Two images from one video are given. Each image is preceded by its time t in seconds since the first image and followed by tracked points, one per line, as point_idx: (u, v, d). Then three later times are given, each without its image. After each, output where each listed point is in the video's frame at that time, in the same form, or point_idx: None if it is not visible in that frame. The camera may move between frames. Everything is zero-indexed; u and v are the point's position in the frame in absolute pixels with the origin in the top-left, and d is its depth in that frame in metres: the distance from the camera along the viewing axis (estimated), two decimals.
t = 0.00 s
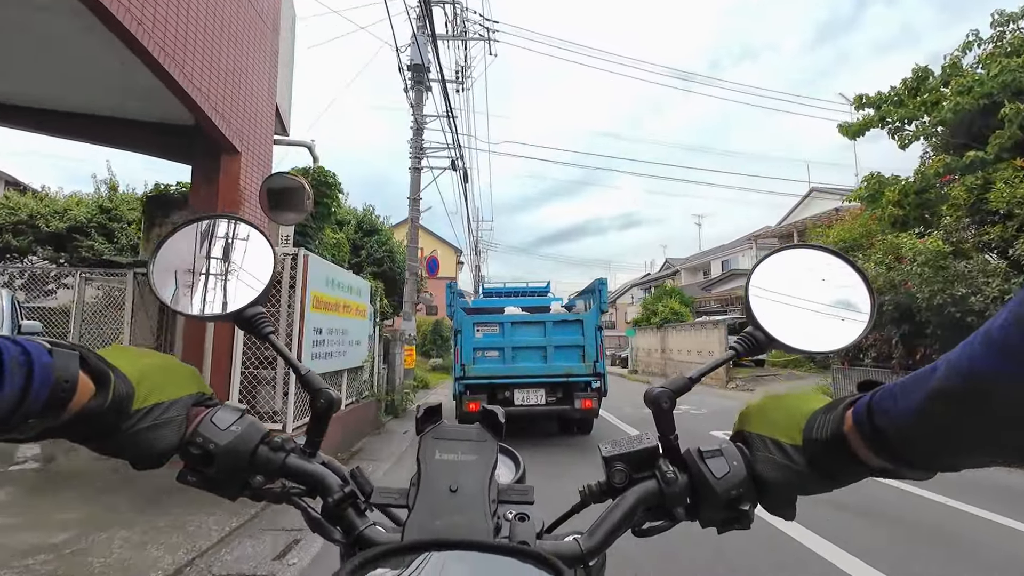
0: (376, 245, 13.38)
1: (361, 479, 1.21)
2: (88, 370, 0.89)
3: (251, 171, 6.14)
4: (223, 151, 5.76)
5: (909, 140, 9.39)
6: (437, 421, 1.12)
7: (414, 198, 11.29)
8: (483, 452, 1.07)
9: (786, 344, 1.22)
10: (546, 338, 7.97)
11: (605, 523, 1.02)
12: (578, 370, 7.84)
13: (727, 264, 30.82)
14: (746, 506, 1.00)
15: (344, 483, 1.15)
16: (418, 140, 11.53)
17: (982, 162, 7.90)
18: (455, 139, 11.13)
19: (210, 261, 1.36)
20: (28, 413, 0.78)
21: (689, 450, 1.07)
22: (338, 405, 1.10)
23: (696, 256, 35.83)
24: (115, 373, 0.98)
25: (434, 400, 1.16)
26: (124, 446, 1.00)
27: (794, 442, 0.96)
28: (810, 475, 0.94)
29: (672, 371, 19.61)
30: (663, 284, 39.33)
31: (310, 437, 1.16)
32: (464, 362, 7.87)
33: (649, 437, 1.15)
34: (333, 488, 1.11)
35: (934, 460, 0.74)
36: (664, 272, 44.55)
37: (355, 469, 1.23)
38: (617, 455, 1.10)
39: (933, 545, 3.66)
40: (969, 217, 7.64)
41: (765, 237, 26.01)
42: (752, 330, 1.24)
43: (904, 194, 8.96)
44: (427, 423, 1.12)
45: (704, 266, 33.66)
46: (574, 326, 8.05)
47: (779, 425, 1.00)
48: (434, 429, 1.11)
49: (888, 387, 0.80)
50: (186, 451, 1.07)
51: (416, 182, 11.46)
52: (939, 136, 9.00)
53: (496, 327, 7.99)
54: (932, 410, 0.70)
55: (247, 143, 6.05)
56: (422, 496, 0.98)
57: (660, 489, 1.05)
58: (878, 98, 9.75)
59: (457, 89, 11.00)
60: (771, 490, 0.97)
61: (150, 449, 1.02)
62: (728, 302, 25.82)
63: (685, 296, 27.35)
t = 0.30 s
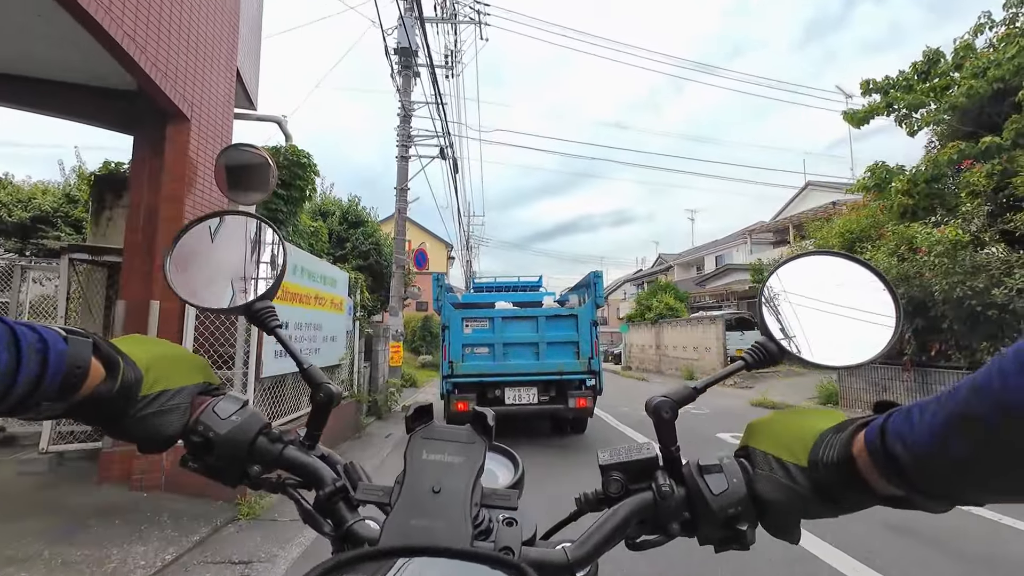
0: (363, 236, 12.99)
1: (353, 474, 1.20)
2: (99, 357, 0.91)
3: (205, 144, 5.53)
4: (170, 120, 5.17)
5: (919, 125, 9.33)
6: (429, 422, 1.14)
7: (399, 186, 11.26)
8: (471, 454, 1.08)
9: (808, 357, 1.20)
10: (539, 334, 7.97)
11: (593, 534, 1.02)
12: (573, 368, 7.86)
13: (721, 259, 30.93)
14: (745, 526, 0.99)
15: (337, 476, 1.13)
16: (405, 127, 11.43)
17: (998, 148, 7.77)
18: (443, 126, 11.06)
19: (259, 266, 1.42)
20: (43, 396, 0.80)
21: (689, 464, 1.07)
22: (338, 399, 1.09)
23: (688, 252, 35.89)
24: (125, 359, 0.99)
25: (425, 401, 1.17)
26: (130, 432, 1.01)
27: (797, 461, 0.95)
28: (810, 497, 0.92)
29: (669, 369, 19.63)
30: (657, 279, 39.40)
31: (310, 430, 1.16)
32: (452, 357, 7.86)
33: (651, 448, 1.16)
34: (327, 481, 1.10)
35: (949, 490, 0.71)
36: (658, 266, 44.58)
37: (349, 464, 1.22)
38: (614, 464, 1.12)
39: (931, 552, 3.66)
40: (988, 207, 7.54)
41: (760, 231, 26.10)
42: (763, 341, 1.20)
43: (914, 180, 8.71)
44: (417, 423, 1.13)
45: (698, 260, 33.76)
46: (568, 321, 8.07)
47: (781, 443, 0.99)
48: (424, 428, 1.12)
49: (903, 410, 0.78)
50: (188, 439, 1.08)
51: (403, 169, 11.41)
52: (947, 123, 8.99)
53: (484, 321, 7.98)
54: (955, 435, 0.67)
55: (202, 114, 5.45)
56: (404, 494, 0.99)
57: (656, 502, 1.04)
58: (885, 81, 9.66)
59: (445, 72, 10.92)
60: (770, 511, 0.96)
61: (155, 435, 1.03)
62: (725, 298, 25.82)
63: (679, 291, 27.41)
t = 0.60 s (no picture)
0: (346, 227, 12.81)
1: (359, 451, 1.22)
2: (127, 332, 0.97)
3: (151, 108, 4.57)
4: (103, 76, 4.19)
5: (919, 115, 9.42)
6: (429, 406, 1.19)
7: (385, 175, 11.22)
8: (467, 438, 1.13)
9: (877, 356, 1.27)
10: (527, 328, 8.04)
11: (589, 523, 1.05)
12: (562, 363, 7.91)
13: (711, 253, 31.17)
14: (744, 523, 1.02)
15: (343, 454, 1.18)
16: (389, 114, 11.37)
17: (1003, 136, 7.89)
18: (428, 111, 11.06)
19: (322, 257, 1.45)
20: (77, 366, 0.87)
21: (691, 460, 1.10)
22: (348, 379, 1.13)
23: (677, 246, 36.06)
24: (149, 336, 1.03)
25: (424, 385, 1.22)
26: (151, 404, 1.04)
27: (802, 461, 0.97)
28: (813, 501, 0.94)
29: (660, 363, 19.73)
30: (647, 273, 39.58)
31: (320, 409, 1.20)
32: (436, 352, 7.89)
33: (652, 441, 1.21)
34: (333, 458, 1.15)
35: (975, 493, 0.72)
36: (647, 260, 44.77)
37: (356, 444, 1.24)
38: (616, 456, 1.16)
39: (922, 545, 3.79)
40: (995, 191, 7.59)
41: (751, 225, 26.32)
42: (777, 335, 1.26)
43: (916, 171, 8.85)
44: (417, 406, 1.19)
45: (687, 255, 34.00)
46: (557, 315, 8.15)
47: (789, 442, 1.01)
48: (423, 412, 1.18)
49: (919, 412, 0.79)
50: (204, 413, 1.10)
51: (388, 156, 11.38)
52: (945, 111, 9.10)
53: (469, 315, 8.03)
54: (987, 436, 0.68)
55: (144, 72, 4.46)
56: (399, 472, 1.04)
57: (655, 494, 1.09)
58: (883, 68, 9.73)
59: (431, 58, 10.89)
60: (770, 508, 0.99)
61: (174, 409, 1.05)
62: (716, 292, 26.03)
63: (669, 285, 27.57)
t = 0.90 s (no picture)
0: (326, 217, 12.67)
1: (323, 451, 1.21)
2: (64, 336, 0.92)
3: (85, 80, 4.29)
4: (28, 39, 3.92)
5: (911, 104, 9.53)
6: (395, 399, 1.20)
7: (366, 163, 11.13)
8: (434, 430, 1.14)
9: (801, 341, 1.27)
10: (511, 321, 8.03)
11: (558, 509, 1.06)
12: (547, 356, 7.94)
13: (697, 246, 31.43)
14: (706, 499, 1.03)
15: (306, 454, 1.16)
16: (371, 100, 11.27)
17: (997, 124, 8.06)
18: (411, 98, 10.96)
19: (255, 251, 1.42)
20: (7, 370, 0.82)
21: (655, 440, 1.10)
22: (308, 378, 1.10)
23: (664, 239, 36.23)
24: (88, 339, 0.99)
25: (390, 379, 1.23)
26: (95, 412, 1.01)
27: (755, 434, 0.98)
28: (769, 472, 0.95)
29: (648, 356, 19.84)
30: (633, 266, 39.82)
31: (280, 409, 1.17)
32: (417, 346, 7.85)
33: (617, 424, 1.21)
34: (296, 459, 1.13)
35: (904, 462, 0.71)
36: (633, 254, 45.01)
37: (319, 442, 1.23)
38: (584, 440, 1.17)
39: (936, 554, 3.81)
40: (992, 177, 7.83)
41: (737, 218, 26.59)
42: (730, 318, 1.28)
43: (909, 161, 8.94)
44: (383, 401, 1.19)
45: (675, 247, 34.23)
46: (541, 307, 8.16)
47: (743, 419, 1.01)
48: (389, 406, 1.18)
49: (865, 383, 0.79)
50: (155, 419, 1.08)
51: (369, 143, 11.27)
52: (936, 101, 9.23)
53: (452, 306, 8.00)
54: (914, 406, 0.67)
55: (76, 36, 4.20)
56: (368, 468, 1.05)
57: (622, 476, 1.09)
58: (876, 57, 9.81)
59: (414, 43, 10.78)
60: (727, 484, 1.00)
61: (120, 416, 1.03)
62: (703, 285, 26.27)
63: (656, 277, 27.76)
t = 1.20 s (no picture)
0: (309, 208, 12.56)
1: (280, 445, 1.20)
2: None
3: (27, 53, 4.54)
4: None
5: (899, 96, 9.61)
6: (354, 390, 1.20)
7: (349, 151, 11.02)
8: (397, 419, 1.16)
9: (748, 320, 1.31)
10: (496, 314, 8.04)
11: (516, 491, 1.10)
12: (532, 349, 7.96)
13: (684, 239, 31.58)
14: (658, 473, 1.09)
15: (262, 449, 1.14)
16: (355, 87, 11.16)
17: (986, 115, 8.17)
18: (396, 86, 10.84)
19: (178, 242, 1.44)
20: None
21: (611, 419, 1.16)
22: (259, 372, 1.09)
23: (653, 231, 36.35)
24: (22, 335, 0.97)
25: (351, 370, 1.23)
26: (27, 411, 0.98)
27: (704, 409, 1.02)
28: (717, 445, 0.99)
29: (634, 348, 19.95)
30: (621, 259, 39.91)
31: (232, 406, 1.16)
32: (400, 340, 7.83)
33: (577, 405, 1.28)
34: (251, 455, 1.11)
35: (835, 434, 0.75)
36: (621, 246, 45.12)
37: (277, 436, 1.21)
38: (542, 423, 1.22)
39: (934, 555, 3.89)
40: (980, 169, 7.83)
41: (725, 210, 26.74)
42: (680, 302, 1.32)
43: (897, 153, 9.20)
44: (342, 392, 1.19)
45: (662, 240, 34.36)
46: (526, 300, 8.17)
47: (695, 395, 1.04)
48: (349, 398, 1.19)
49: (804, 361, 0.82)
50: (95, 418, 1.05)
51: (353, 132, 11.16)
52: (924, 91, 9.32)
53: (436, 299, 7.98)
54: (842, 383, 0.71)
55: (13, 15, 4.38)
56: (330, 460, 1.06)
57: (581, 456, 1.14)
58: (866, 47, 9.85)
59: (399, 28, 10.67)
60: (680, 458, 1.04)
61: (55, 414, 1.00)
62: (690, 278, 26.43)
63: (644, 269, 27.85)
